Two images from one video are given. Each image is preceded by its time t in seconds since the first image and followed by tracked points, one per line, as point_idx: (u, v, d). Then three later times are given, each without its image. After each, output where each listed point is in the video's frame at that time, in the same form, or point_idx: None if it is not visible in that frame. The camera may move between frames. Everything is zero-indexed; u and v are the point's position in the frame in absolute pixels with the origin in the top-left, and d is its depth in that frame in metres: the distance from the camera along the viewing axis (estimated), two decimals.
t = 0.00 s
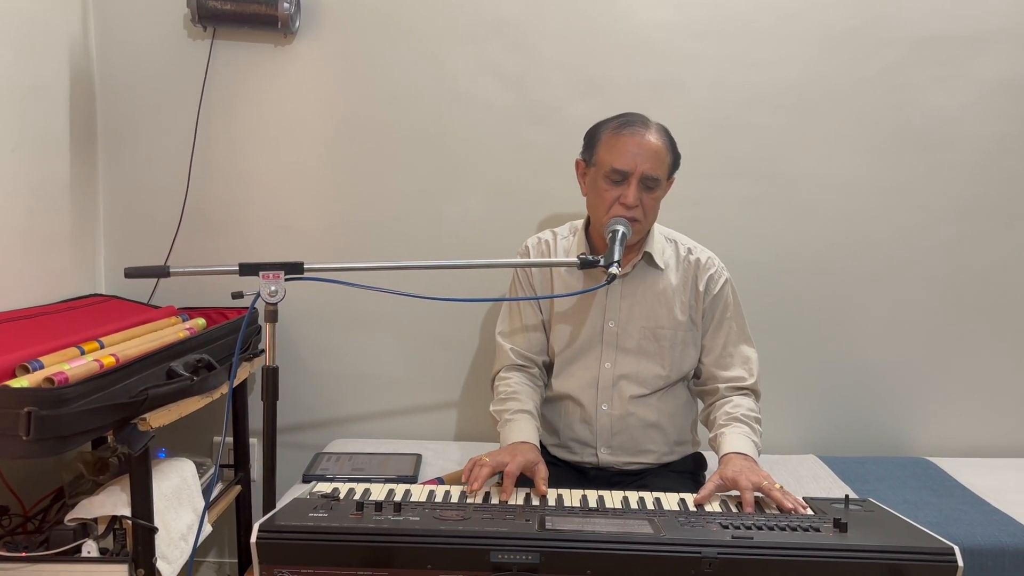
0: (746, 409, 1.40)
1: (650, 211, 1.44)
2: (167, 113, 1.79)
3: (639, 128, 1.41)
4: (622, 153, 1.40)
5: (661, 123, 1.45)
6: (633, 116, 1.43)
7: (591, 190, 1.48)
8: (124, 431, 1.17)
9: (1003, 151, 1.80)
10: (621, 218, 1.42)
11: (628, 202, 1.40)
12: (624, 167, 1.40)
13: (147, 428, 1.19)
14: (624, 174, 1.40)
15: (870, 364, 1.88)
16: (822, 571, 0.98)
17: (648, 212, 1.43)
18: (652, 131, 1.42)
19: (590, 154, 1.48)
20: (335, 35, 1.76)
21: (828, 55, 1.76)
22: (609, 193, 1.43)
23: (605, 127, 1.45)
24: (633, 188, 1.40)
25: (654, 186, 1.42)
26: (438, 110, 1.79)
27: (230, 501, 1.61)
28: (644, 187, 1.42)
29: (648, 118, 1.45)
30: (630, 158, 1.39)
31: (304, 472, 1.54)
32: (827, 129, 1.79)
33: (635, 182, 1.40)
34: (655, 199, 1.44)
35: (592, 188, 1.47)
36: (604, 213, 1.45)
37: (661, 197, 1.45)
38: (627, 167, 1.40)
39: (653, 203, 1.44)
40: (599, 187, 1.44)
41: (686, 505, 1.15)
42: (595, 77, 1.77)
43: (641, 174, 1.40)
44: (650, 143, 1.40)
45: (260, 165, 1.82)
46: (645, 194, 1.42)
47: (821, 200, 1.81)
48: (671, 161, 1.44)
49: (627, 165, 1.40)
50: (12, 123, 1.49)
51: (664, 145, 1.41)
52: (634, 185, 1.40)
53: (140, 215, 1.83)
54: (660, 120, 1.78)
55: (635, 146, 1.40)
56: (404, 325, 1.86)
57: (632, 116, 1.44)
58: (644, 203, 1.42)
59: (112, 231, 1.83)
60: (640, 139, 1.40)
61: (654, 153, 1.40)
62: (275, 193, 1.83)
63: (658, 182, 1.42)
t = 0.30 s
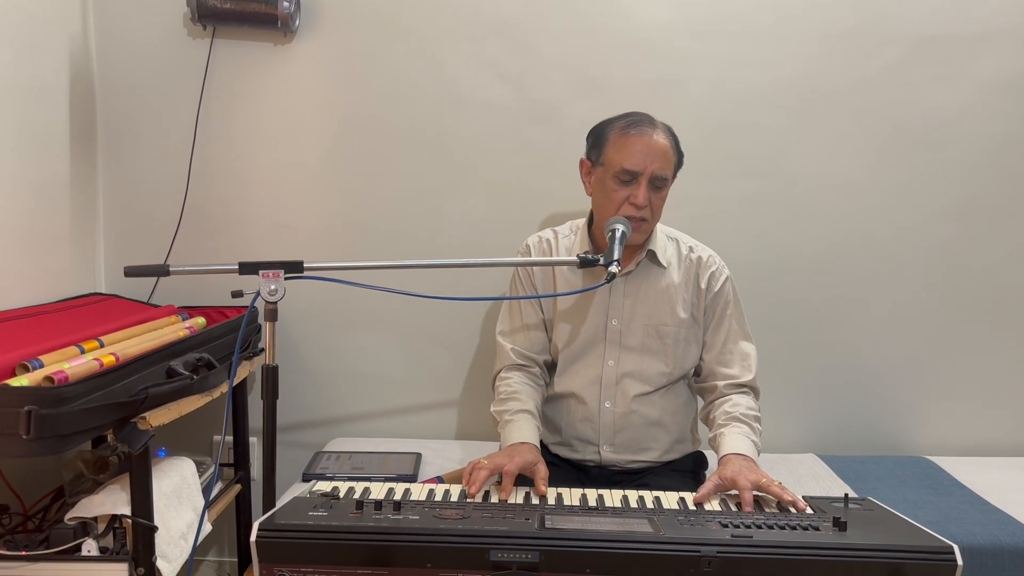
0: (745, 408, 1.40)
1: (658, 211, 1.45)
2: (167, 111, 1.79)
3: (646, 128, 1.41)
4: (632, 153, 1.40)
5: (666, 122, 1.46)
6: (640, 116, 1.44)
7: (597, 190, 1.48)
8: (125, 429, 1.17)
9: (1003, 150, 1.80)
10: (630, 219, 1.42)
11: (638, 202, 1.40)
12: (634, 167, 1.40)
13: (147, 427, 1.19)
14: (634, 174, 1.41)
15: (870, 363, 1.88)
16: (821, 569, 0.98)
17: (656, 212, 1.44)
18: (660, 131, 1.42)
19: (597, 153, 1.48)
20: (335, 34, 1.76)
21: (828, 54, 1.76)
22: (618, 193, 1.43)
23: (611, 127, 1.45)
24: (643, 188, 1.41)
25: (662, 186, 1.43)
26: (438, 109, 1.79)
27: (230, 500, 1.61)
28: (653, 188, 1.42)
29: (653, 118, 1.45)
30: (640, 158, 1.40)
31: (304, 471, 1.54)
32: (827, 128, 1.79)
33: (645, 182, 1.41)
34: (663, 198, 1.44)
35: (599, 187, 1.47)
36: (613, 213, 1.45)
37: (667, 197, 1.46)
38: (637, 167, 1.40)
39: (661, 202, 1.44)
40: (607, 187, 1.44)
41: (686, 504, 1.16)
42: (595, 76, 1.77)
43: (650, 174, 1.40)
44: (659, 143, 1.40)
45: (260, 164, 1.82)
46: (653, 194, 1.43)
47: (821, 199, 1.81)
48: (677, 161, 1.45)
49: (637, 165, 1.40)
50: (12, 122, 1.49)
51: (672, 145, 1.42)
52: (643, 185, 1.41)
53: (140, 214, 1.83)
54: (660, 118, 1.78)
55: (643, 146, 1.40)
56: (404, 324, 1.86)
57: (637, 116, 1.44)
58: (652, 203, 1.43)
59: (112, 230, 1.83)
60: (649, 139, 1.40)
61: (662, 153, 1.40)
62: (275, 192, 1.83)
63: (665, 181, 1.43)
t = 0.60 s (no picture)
0: (747, 406, 1.41)
1: (650, 207, 1.43)
2: (167, 109, 1.79)
3: (636, 124, 1.41)
4: (619, 148, 1.40)
5: (663, 118, 1.44)
6: (633, 112, 1.43)
7: (592, 186, 1.49)
8: (125, 427, 1.17)
9: (1002, 148, 1.80)
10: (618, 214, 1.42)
11: (625, 197, 1.40)
12: (620, 162, 1.40)
13: (147, 424, 1.20)
14: (621, 169, 1.40)
15: (869, 361, 1.88)
16: (821, 566, 0.98)
17: (646, 208, 1.43)
18: (650, 126, 1.41)
19: (592, 150, 1.49)
20: (335, 32, 1.76)
21: (828, 53, 1.76)
22: (607, 189, 1.43)
23: (605, 124, 1.46)
24: (630, 184, 1.40)
25: (652, 182, 1.42)
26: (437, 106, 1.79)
27: (230, 498, 1.61)
28: (642, 183, 1.41)
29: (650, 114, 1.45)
30: (626, 153, 1.39)
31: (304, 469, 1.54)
32: (826, 126, 1.79)
33: (632, 178, 1.40)
34: (654, 194, 1.43)
35: (593, 183, 1.48)
36: (603, 209, 1.45)
37: (661, 194, 1.45)
38: (624, 162, 1.39)
39: (653, 198, 1.43)
40: (598, 183, 1.45)
41: (686, 502, 1.16)
42: (595, 74, 1.77)
43: (637, 169, 1.39)
44: (647, 138, 1.39)
45: (260, 162, 1.82)
46: (643, 190, 1.42)
47: (821, 198, 1.81)
48: (670, 157, 1.43)
49: (624, 160, 1.39)
50: (12, 120, 1.49)
51: (663, 141, 1.41)
52: (630, 180, 1.40)
53: (140, 212, 1.83)
54: (659, 117, 1.78)
55: (634, 143, 1.40)
56: (404, 322, 1.86)
57: (633, 112, 1.44)
58: (642, 199, 1.42)
59: (111, 228, 1.83)
60: (637, 135, 1.39)
61: (652, 149, 1.39)
62: (275, 190, 1.83)
63: (657, 178, 1.42)
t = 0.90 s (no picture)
0: (751, 401, 1.41)
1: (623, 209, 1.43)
2: (167, 107, 1.79)
3: (601, 129, 1.43)
4: (586, 155, 1.44)
5: (638, 120, 1.44)
6: (607, 117, 1.45)
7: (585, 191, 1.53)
8: (125, 425, 1.17)
9: (1003, 146, 1.80)
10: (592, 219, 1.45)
11: (592, 202, 1.43)
12: (587, 168, 1.43)
13: (147, 422, 1.20)
14: (589, 175, 1.44)
15: (870, 359, 1.88)
16: (820, 564, 0.98)
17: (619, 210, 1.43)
18: (615, 130, 1.42)
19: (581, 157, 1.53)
20: (335, 30, 1.76)
21: (828, 50, 1.76)
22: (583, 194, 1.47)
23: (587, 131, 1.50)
24: (595, 188, 1.43)
25: (620, 185, 1.42)
26: (437, 105, 1.79)
27: (230, 496, 1.61)
28: (610, 187, 1.42)
29: (627, 115, 1.45)
30: (591, 159, 1.42)
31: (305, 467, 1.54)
32: (827, 124, 1.79)
33: (598, 182, 1.42)
34: (625, 196, 1.43)
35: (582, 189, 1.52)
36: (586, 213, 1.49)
37: (636, 195, 1.44)
38: (589, 168, 1.43)
39: (623, 201, 1.43)
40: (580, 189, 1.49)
41: (686, 499, 1.16)
42: (595, 72, 1.77)
43: (600, 174, 1.41)
44: (609, 143, 1.41)
45: (260, 160, 1.82)
46: (612, 193, 1.43)
47: (821, 196, 1.81)
48: (640, 159, 1.42)
49: (589, 166, 1.43)
50: (12, 117, 1.49)
51: (626, 144, 1.41)
52: (597, 185, 1.42)
53: (140, 210, 1.83)
54: (659, 114, 1.78)
55: (600, 147, 1.42)
56: (404, 320, 1.86)
57: (610, 115, 1.46)
58: (612, 203, 1.43)
59: (112, 226, 1.83)
60: (600, 140, 1.42)
61: (616, 153, 1.41)
62: (275, 188, 1.83)
63: (625, 180, 1.42)
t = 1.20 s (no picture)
0: (755, 385, 1.40)
1: (599, 210, 1.44)
2: (168, 105, 1.79)
3: (570, 135, 1.45)
4: (559, 162, 1.46)
5: (607, 121, 1.45)
6: (577, 122, 1.47)
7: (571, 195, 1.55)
8: (125, 424, 1.17)
9: (1004, 143, 1.79)
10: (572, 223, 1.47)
11: (569, 207, 1.45)
12: (560, 175, 1.46)
13: (147, 420, 1.20)
14: (563, 181, 1.46)
15: (870, 356, 1.88)
16: (821, 561, 0.98)
17: (595, 212, 1.44)
18: (582, 134, 1.43)
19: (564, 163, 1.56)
20: (335, 27, 1.76)
21: (829, 47, 1.76)
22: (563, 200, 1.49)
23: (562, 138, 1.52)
24: (570, 193, 1.45)
25: (593, 187, 1.43)
26: (437, 103, 1.78)
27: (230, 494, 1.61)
28: (584, 190, 1.44)
29: (598, 118, 1.46)
30: (563, 166, 1.45)
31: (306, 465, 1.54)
32: (827, 121, 1.78)
33: (571, 187, 1.44)
34: (600, 198, 1.44)
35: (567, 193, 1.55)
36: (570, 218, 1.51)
37: (610, 196, 1.45)
38: (563, 175, 1.45)
39: (597, 203, 1.44)
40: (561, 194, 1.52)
41: (687, 496, 1.16)
42: (595, 69, 1.76)
43: (572, 179, 1.43)
44: (576, 148, 1.43)
45: (260, 157, 1.81)
46: (587, 196, 1.44)
47: (822, 193, 1.81)
48: (609, 160, 1.43)
49: (562, 173, 1.45)
50: (11, 115, 1.49)
51: (592, 147, 1.42)
52: (571, 190, 1.44)
53: (141, 208, 1.83)
54: (660, 112, 1.78)
55: (569, 152, 1.43)
56: (404, 318, 1.86)
57: (582, 119, 1.47)
58: (588, 205, 1.44)
59: (111, 224, 1.83)
60: (568, 146, 1.44)
61: (586, 157, 1.42)
62: (276, 185, 1.82)
63: (597, 182, 1.43)
